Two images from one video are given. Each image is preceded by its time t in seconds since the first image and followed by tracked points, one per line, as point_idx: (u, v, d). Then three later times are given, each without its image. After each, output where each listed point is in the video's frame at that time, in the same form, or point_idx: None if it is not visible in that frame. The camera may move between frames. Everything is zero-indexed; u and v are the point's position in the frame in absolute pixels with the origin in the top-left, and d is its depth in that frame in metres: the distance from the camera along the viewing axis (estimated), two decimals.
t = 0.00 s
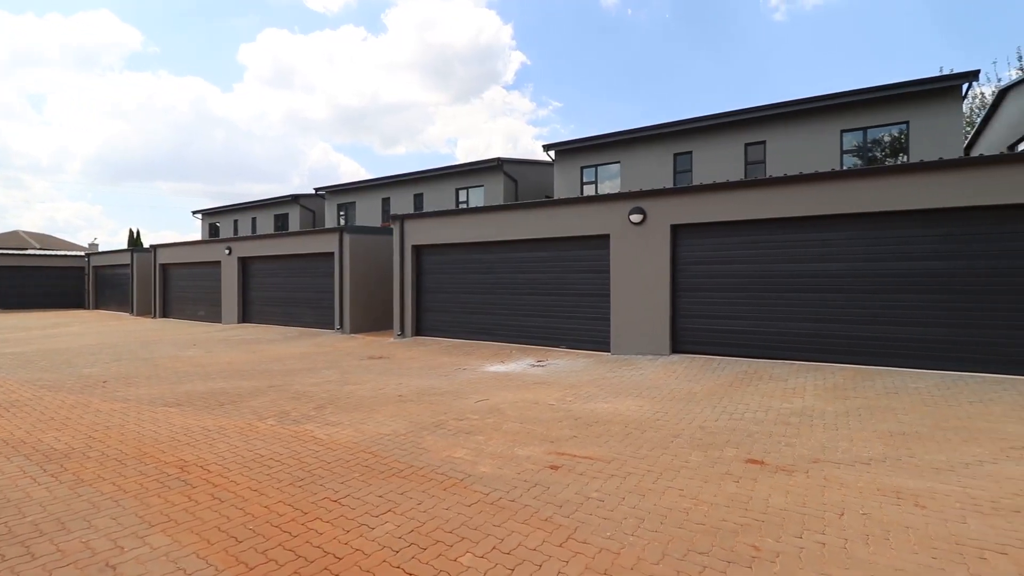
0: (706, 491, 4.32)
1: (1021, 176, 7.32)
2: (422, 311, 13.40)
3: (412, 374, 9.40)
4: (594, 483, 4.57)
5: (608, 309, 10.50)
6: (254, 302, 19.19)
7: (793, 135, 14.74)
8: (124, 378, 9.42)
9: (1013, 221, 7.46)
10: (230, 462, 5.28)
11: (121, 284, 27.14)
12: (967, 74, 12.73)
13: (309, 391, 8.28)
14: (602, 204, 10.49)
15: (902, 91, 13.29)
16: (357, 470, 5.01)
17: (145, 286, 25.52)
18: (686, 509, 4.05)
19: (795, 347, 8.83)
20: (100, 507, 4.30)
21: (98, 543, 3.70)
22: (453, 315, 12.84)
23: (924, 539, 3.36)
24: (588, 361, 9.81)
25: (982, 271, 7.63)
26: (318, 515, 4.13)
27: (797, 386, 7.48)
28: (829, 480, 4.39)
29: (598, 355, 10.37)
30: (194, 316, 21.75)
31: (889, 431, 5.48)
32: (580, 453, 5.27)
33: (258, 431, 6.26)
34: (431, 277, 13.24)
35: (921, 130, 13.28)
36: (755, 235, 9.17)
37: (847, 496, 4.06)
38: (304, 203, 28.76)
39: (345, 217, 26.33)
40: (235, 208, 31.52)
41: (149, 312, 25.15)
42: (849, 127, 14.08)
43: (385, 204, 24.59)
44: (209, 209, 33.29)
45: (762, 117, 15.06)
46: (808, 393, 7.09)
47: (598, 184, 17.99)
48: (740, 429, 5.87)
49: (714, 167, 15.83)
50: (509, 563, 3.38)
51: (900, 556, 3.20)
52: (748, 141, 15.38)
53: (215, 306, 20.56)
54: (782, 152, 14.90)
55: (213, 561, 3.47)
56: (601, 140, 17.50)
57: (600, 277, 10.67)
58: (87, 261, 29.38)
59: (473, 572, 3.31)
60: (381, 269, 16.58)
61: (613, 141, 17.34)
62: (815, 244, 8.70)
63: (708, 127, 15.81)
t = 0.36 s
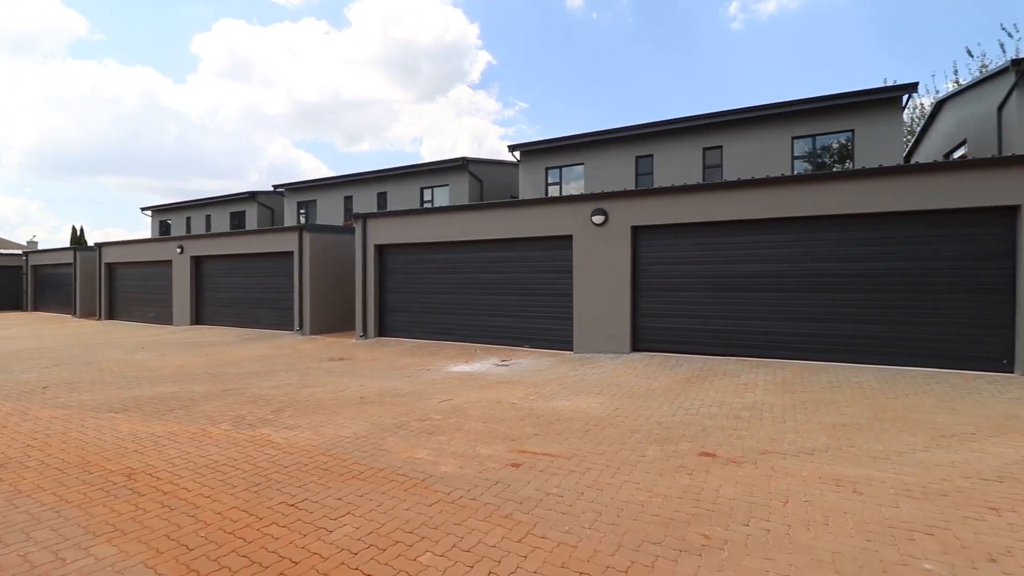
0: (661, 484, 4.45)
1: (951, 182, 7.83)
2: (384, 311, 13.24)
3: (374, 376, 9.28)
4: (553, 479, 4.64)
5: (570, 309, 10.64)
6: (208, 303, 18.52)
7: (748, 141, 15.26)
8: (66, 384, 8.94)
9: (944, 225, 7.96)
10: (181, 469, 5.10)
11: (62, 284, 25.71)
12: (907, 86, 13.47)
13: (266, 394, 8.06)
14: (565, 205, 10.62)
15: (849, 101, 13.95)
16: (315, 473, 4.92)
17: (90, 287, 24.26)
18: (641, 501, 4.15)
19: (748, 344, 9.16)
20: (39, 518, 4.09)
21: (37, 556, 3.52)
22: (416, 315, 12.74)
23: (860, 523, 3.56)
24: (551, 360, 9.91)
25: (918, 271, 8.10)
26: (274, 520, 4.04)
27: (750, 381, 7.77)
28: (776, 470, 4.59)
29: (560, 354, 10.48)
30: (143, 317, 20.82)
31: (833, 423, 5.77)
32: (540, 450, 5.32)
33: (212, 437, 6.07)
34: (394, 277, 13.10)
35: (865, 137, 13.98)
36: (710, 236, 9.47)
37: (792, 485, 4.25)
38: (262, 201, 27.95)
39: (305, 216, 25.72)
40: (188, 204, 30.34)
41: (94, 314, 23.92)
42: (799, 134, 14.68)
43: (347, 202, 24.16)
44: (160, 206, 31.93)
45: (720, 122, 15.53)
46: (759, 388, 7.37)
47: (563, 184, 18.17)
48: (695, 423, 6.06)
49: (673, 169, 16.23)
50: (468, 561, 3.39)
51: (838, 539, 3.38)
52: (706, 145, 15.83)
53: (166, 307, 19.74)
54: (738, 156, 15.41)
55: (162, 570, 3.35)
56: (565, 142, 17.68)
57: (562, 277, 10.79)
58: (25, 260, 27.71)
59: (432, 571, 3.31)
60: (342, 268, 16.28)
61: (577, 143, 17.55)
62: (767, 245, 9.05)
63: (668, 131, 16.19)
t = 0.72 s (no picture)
0: (611, 477, 4.56)
1: (879, 189, 8.38)
2: (338, 312, 12.96)
3: (327, 378, 9.07)
4: (507, 476, 4.68)
5: (527, 308, 10.72)
6: (148, 304, 17.61)
7: (697, 146, 15.79)
8: None
9: (874, 228, 8.50)
10: (117, 479, 4.84)
11: None
12: (842, 97, 14.26)
13: (211, 399, 7.76)
14: (521, 206, 10.70)
15: (790, 110, 14.66)
16: (263, 479, 4.77)
17: (15, 287, 22.62)
18: (592, 494, 4.25)
19: (697, 341, 9.49)
20: None
21: None
22: (371, 316, 12.53)
23: (795, 508, 3.77)
24: (507, 360, 9.95)
25: (851, 271, 8.61)
26: (219, 528, 3.90)
27: (698, 377, 8.05)
28: (719, 461, 4.79)
29: (517, 354, 10.54)
30: (75, 320, 19.58)
31: (773, 415, 6.06)
32: (495, 449, 5.35)
33: (151, 445, 5.79)
34: (348, 277, 12.84)
35: (805, 145, 14.72)
36: (661, 237, 9.76)
37: (734, 474, 4.45)
38: (207, 197, 26.81)
39: (254, 213, 24.85)
40: (126, 200, 28.77)
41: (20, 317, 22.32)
42: (745, 140, 15.31)
43: (299, 200, 23.49)
44: (94, 202, 30.14)
45: (671, 128, 16.00)
46: (707, 384, 7.65)
47: (521, 185, 18.29)
48: (646, 418, 6.23)
49: (627, 172, 16.60)
50: (421, 560, 3.38)
51: (774, 524, 3.57)
52: (658, 149, 16.28)
53: (102, 309, 18.64)
54: (688, 161, 15.92)
55: None
56: (521, 143, 17.79)
57: (518, 277, 10.87)
58: None
59: (384, 572, 3.28)
60: (293, 268, 15.83)
61: (533, 145, 17.69)
62: (714, 246, 9.40)
63: (623, 135, 16.55)
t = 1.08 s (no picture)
0: (563, 473, 4.63)
1: (813, 193, 8.87)
2: (286, 313, 12.55)
3: (274, 381, 8.77)
4: (460, 476, 4.66)
5: (481, 308, 10.72)
6: (77, 306, 16.50)
7: (648, 149, 16.22)
8: None
9: (809, 230, 8.99)
10: (40, 493, 4.52)
11: None
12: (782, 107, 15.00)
13: (147, 406, 7.36)
14: (475, 206, 10.68)
15: (734, 117, 15.28)
16: (203, 488, 4.57)
17: None
18: (544, 490, 4.30)
19: (647, 339, 9.74)
20: None
21: None
22: (321, 317, 12.20)
23: (735, 496, 3.94)
24: (462, 360, 9.92)
25: (788, 271, 9.08)
26: (155, 540, 3.71)
27: (647, 374, 8.27)
28: (665, 453, 4.95)
29: (471, 353, 10.52)
30: None
31: (716, 408, 6.31)
32: (448, 449, 5.33)
33: (79, 456, 5.43)
34: (296, 277, 12.46)
35: (748, 151, 15.38)
36: (612, 238, 9.97)
37: (679, 466, 4.61)
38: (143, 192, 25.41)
39: (195, 210, 23.73)
40: (52, 193, 26.88)
41: None
42: (693, 145, 15.86)
43: (244, 196, 22.61)
44: (14, 195, 28.00)
45: (623, 131, 16.36)
46: (655, 380, 7.88)
47: (477, 185, 18.25)
48: (597, 414, 6.36)
49: (581, 174, 16.87)
50: (371, 564, 3.33)
51: (714, 511, 3.74)
52: (610, 152, 16.63)
53: (24, 311, 17.33)
54: (639, 164, 16.32)
55: None
56: (476, 142, 17.76)
57: (472, 276, 10.85)
58: None
59: None
60: (238, 267, 15.22)
61: (488, 144, 17.70)
62: (662, 247, 9.69)
63: (576, 137, 16.80)
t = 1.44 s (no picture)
0: (516, 470, 4.66)
1: (755, 197, 9.27)
2: (231, 314, 12.05)
3: (218, 386, 8.41)
4: (413, 477, 4.61)
5: (436, 308, 10.64)
6: None
7: (601, 151, 16.53)
8: None
9: (751, 232, 9.39)
10: None
11: None
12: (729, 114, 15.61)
13: (76, 415, 6.90)
14: (430, 205, 10.59)
15: (683, 123, 15.80)
16: (139, 500, 4.34)
17: None
18: (497, 488, 4.32)
19: (600, 338, 9.92)
20: None
21: None
22: (269, 318, 11.78)
23: (681, 487, 4.08)
24: (417, 361, 9.82)
25: (733, 271, 9.45)
26: (85, 556, 3.50)
27: (600, 371, 8.42)
28: (616, 448, 5.07)
29: (427, 354, 10.43)
30: None
31: (665, 404, 6.50)
32: (401, 450, 5.26)
33: None
34: (242, 276, 12.00)
35: (697, 155, 15.92)
36: (565, 238, 10.10)
37: (629, 460, 4.73)
38: (73, 186, 23.84)
39: (131, 205, 22.45)
40: None
41: None
42: (645, 149, 16.26)
43: (186, 192, 21.57)
44: None
45: (577, 133, 16.59)
46: (608, 377, 8.03)
47: (433, 184, 18.08)
48: (551, 412, 6.43)
49: (536, 174, 17.00)
50: (320, 570, 3.26)
51: (661, 502, 3.86)
52: (565, 153, 16.83)
53: None
54: (593, 166, 16.60)
55: None
56: (432, 141, 17.60)
57: (426, 276, 10.75)
58: None
59: None
60: (178, 266, 14.51)
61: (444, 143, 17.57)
62: (614, 247, 9.90)
63: (532, 137, 16.90)
